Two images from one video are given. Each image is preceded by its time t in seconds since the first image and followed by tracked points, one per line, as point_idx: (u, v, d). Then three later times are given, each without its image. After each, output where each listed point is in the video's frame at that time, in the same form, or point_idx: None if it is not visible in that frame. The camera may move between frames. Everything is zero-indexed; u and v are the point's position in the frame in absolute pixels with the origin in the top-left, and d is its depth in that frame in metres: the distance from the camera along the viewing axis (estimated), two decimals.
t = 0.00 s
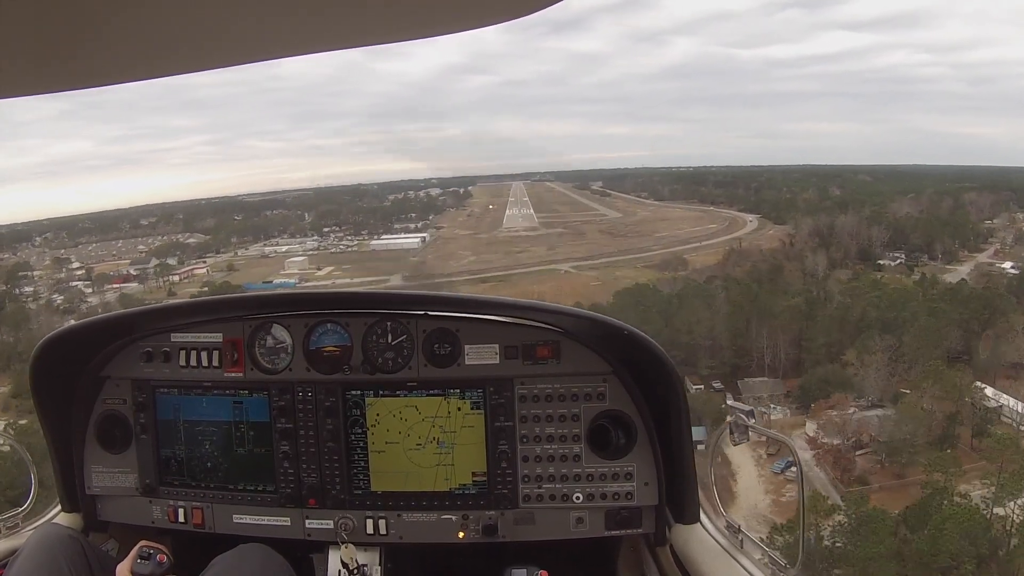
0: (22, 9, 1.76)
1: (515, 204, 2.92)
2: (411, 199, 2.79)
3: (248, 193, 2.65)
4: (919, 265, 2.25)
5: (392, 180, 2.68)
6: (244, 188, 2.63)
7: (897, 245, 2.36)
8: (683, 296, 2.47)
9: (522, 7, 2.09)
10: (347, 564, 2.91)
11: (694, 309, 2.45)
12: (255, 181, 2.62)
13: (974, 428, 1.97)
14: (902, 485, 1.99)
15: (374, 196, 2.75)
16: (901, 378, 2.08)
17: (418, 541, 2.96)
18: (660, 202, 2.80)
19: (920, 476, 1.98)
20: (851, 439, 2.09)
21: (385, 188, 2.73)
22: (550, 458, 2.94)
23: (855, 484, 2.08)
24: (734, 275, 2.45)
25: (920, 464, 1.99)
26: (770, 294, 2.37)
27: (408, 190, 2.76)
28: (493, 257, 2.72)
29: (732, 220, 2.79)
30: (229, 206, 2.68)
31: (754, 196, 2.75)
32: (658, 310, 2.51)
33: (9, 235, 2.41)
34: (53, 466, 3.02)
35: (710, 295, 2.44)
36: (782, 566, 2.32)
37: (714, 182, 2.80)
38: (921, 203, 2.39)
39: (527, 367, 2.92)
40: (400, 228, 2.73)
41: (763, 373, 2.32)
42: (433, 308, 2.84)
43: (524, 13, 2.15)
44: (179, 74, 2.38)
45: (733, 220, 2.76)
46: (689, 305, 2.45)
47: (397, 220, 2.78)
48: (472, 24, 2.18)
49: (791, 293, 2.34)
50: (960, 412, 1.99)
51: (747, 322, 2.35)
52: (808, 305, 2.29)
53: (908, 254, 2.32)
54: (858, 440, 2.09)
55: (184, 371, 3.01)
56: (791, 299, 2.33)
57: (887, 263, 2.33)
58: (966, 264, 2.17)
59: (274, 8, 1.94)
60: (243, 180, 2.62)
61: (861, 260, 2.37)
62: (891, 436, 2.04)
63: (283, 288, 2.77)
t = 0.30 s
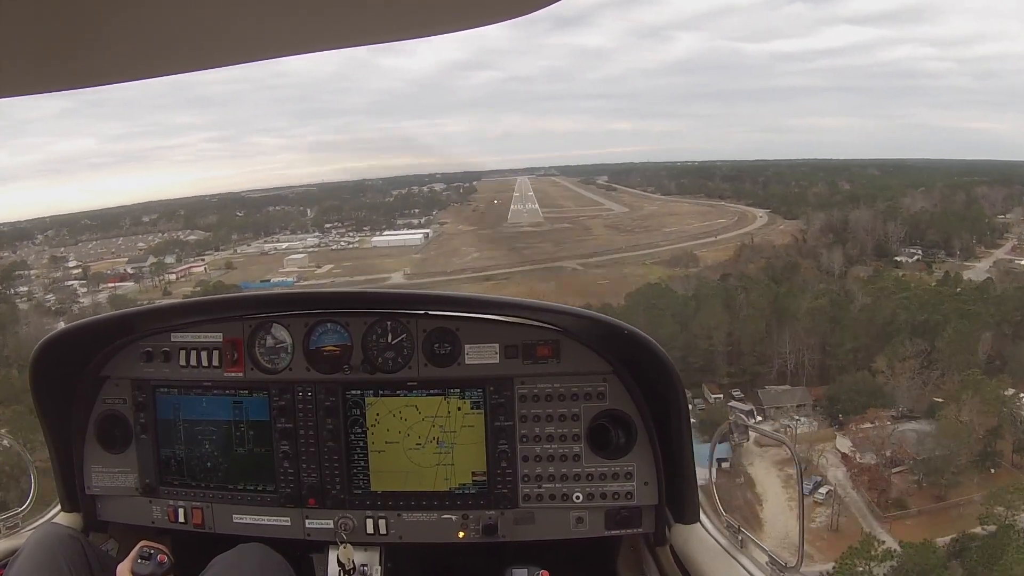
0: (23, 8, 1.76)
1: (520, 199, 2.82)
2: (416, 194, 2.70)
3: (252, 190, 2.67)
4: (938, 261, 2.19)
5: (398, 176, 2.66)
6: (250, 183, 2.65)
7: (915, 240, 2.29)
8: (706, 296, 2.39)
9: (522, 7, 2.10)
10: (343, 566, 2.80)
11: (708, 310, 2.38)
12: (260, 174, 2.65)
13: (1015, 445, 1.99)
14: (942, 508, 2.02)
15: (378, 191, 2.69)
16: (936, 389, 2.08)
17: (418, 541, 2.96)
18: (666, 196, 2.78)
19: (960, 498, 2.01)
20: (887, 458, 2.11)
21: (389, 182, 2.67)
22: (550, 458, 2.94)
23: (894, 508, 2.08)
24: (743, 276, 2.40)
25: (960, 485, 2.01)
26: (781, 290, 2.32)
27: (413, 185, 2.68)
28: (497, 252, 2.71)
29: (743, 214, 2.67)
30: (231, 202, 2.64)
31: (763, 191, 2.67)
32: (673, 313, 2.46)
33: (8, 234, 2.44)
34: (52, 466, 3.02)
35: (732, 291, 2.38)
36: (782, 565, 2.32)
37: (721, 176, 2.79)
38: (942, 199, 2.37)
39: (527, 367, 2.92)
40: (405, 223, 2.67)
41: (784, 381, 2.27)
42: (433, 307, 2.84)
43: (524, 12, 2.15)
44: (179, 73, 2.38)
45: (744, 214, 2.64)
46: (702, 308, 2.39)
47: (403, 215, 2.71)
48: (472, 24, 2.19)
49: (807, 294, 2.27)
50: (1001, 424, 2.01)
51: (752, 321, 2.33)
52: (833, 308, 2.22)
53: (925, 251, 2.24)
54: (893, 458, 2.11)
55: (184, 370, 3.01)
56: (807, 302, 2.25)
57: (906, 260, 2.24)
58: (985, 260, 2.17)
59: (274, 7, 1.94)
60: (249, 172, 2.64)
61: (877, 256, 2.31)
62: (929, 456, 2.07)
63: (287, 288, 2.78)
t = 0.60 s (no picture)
0: (25, 7, 1.77)
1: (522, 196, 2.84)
2: (414, 191, 2.71)
3: (254, 189, 2.69)
4: (951, 257, 2.10)
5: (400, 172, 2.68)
6: (248, 183, 2.67)
7: (926, 235, 2.20)
8: (722, 297, 2.38)
9: (521, 7, 2.11)
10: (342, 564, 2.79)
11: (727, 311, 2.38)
12: (259, 172, 2.67)
13: None
14: (986, 534, 1.84)
15: (376, 189, 2.69)
16: (970, 398, 1.93)
17: (418, 542, 2.96)
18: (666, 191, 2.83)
19: (1005, 523, 1.84)
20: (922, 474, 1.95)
21: (388, 178, 2.68)
22: (550, 458, 2.94)
23: (933, 536, 1.90)
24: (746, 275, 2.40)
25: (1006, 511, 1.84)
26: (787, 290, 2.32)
27: (412, 182, 2.71)
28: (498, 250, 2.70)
29: (744, 210, 2.71)
30: (229, 201, 2.66)
31: (768, 185, 2.65)
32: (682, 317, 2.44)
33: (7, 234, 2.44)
34: (53, 466, 3.03)
35: (743, 296, 2.37)
36: (781, 566, 2.31)
37: (723, 171, 2.77)
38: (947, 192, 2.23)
39: (527, 367, 2.92)
40: (403, 220, 2.69)
41: (805, 388, 2.25)
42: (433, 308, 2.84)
43: (521, 13, 2.17)
44: (179, 73, 2.39)
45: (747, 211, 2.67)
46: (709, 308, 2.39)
47: (398, 212, 2.72)
48: (471, 24, 2.20)
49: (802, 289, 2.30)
50: None
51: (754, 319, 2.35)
52: (855, 309, 2.19)
53: (938, 247, 2.16)
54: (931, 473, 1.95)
55: (185, 371, 3.01)
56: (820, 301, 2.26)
57: (918, 255, 2.17)
58: (1000, 255, 2.04)
59: (274, 6, 1.95)
60: (251, 168, 2.66)
61: (889, 252, 2.24)
62: (974, 473, 1.90)
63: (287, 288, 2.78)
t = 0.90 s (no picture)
0: (24, 6, 1.77)
1: (517, 195, 2.90)
2: (409, 190, 2.78)
3: (249, 187, 2.72)
4: (960, 260, 2.10)
5: (401, 167, 2.74)
6: (244, 182, 2.69)
7: (933, 236, 2.19)
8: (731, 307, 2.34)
9: (520, 6, 2.11)
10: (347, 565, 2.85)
11: (741, 324, 2.33)
12: (257, 171, 2.69)
13: None
14: None
15: (371, 188, 2.76)
16: (1000, 418, 1.93)
17: (418, 542, 2.96)
18: (664, 189, 2.84)
19: None
20: (960, 504, 1.93)
21: (383, 177, 2.76)
22: (550, 458, 2.94)
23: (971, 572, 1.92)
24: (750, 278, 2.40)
25: None
26: (791, 292, 2.32)
27: (406, 181, 2.78)
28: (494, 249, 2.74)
29: (745, 210, 2.72)
30: (221, 201, 2.69)
31: (769, 185, 2.66)
32: (691, 324, 2.43)
33: None
34: (52, 466, 3.03)
35: (751, 306, 2.33)
36: (782, 566, 2.33)
37: (722, 171, 2.76)
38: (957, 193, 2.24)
39: (527, 367, 2.92)
40: (395, 220, 2.73)
41: (823, 404, 2.22)
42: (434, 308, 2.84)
43: (521, 13, 2.17)
44: (179, 73, 2.40)
45: (747, 211, 2.68)
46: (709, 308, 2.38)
47: (392, 212, 2.75)
48: (471, 24, 2.20)
49: (812, 300, 2.27)
50: None
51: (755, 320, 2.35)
52: (875, 318, 2.16)
53: (946, 249, 2.15)
54: (969, 502, 1.92)
55: (185, 371, 3.01)
56: (830, 309, 2.23)
57: (928, 256, 2.17)
58: (1009, 257, 2.03)
59: (273, 6, 1.95)
60: (251, 168, 2.69)
61: (897, 255, 2.24)
62: (1016, 502, 1.88)
63: (286, 288, 2.77)
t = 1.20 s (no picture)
0: (24, 6, 1.77)
1: (508, 193, 3.02)
2: (398, 189, 2.85)
3: (237, 186, 2.73)
4: (965, 257, 2.12)
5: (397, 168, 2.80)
6: (233, 182, 2.70)
7: (937, 233, 2.22)
8: (735, 313, 2.32)
9: (520, 7, 2.12)
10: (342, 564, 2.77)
11: (752, 334, 2.29)
12: (247, 171, 2.69)
13: None
14: None
15: (360, 186, 2.80)
16: None
17: (417, 541, 2.96)
18: (659, 187, 2.93)
19: None
20: (1002, 534, 1.80)
21: (372, 177, 2.81)
22: (550, 458, 2.94)
23: None
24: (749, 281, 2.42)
25: None
26: (792, 294, 2.33)
27: (395, 180, 2.83)
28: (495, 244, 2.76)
29: (740, 207, 2.85)
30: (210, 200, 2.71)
31: (763, 181, 2.81)
32: (699, 331, 2.40)
33: None
34: (52, 465, 3.03)
35: (767, 311, 2.31)
36: (781, 566, 2.26)
37: (714, 167, 2.88)
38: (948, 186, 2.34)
39: (526, 367, 2.92)
40: (383, 219, 2.78)
41: (841, 417, 2.16)
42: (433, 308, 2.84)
43: (521, 12, 2.18)
44: (181, 74, 2.41)
45: (742, 208, 2.81)
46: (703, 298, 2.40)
47: (377, 211, 2.81)
48: (472, 24, 2.22)
49: (816, 295, 2.30)
50: None
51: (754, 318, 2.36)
52: (895, 324, 2.13)
53: (950, 246, 2.17)
54: (1011, 531, 1.80)
55: (185, 370, 3.01)
56: (832, 308, 2.24)
57: (931, 253, 2.19)
58: (1015, 256, 2.05)
59: (274, 6, 1.95)
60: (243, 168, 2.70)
61: (900, 252, 2.27)
62: None
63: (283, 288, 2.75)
